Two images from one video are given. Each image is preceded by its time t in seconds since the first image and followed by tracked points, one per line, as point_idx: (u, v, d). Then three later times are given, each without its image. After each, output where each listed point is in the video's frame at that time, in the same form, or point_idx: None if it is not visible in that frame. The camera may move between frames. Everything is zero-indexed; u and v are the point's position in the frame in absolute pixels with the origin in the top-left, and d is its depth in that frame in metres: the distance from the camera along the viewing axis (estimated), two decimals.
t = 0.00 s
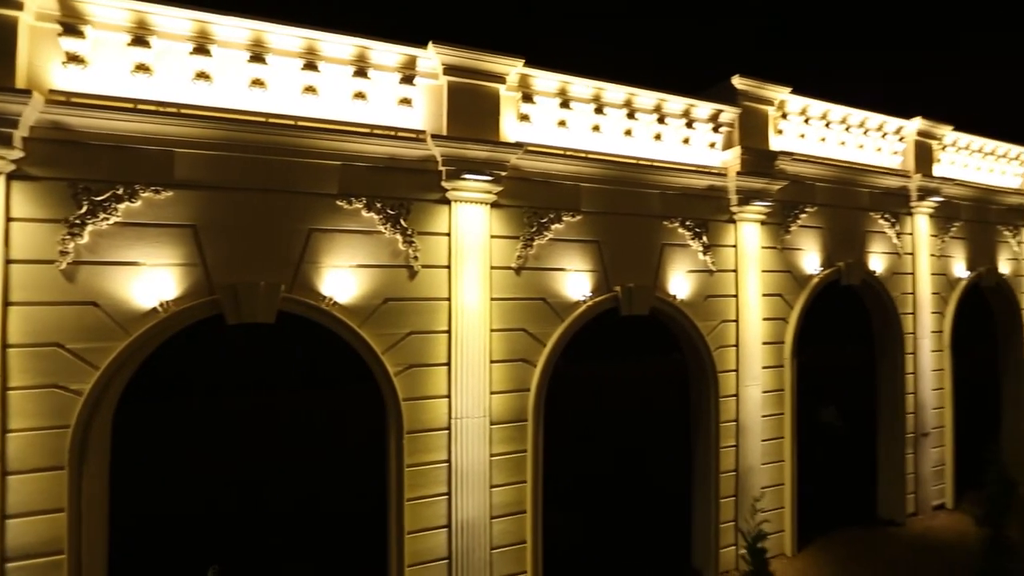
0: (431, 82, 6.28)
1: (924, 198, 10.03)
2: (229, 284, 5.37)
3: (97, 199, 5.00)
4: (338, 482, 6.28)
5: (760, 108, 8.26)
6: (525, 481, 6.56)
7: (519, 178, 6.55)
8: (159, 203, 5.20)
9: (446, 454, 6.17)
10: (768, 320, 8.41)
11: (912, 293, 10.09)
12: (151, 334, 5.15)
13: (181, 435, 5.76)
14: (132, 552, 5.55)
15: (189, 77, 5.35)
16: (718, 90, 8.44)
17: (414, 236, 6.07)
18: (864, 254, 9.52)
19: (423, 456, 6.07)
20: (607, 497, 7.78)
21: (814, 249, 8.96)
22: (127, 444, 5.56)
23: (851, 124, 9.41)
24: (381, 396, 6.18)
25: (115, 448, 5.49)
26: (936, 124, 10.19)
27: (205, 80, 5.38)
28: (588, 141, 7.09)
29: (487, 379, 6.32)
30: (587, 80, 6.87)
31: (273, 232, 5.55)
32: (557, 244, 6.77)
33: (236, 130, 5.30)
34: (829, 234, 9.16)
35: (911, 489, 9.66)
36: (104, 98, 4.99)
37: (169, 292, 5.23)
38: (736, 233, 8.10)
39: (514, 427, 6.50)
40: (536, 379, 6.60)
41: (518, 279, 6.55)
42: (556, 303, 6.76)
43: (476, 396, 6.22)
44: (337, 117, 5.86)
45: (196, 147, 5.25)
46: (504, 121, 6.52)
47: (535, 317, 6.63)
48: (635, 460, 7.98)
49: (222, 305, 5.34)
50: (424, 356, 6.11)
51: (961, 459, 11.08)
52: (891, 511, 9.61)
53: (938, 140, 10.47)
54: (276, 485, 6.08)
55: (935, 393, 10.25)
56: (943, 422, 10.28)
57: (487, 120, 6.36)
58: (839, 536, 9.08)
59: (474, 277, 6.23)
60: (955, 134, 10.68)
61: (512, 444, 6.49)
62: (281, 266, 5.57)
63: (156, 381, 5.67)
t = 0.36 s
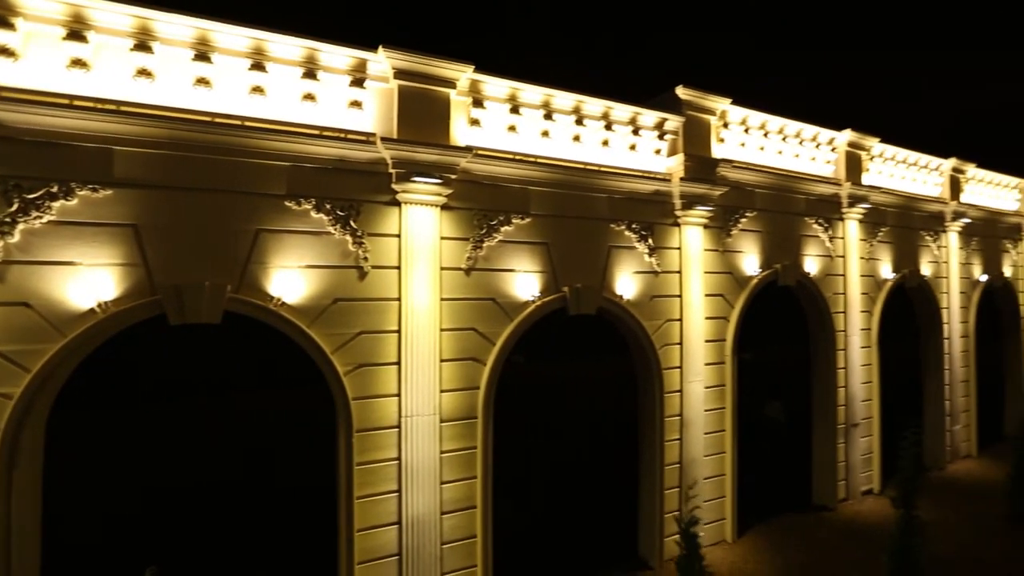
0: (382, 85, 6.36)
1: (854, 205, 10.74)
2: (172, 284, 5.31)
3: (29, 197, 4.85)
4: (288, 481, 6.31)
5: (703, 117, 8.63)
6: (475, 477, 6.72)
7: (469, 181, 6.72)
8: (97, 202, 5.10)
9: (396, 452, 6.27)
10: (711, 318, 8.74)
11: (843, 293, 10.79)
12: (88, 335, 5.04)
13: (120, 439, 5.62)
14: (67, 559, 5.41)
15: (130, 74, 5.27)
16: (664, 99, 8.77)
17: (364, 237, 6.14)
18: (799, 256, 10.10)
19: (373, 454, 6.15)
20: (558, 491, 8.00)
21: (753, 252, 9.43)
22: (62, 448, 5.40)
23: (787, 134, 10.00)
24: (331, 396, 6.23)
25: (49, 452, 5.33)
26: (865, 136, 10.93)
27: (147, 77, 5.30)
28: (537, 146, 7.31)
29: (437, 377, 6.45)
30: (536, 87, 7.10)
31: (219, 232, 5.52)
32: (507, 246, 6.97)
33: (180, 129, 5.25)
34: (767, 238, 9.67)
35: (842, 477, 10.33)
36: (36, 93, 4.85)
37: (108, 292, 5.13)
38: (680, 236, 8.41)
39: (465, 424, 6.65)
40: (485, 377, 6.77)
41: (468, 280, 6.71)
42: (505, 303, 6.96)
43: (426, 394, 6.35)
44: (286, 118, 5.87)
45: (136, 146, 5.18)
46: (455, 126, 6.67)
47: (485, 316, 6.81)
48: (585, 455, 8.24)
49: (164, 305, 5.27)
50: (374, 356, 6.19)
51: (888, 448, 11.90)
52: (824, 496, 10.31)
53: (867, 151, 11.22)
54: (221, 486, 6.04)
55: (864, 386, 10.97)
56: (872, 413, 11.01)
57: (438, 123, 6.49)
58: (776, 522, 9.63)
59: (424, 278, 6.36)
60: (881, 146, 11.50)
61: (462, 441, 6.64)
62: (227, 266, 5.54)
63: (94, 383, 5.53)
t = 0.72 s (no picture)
0: (333, 87, 6.40)
1: (794, 210, 11.35)
2: (112, 285, 5.21)
3: None
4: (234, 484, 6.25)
5: (651, 124, 8.94)
6: (427, 474, 6.83)
7: (421, 183, 6.82)
8: (31, 200, 4.96)
9: (347, 452, 6.31)
10: (659, 318, 9.05)
11: (785, 293, 11.39)
12: (21, 336, 4.90)
13: (56, 445, 5.47)
14: None
15: (67, 69, 5.14)
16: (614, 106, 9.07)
17: (314, 238, 6.17)
18: (743, 258, 10.60)
19: (323, 454, 6.18)
20: (511, 487, 8.18)
21: (699, 254, 9.75)
22: None
23: (732, 142, 10.46)
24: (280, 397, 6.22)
25: None
26: (803, 145, 11.58)
27: (85, 73, 5.19)
28: (489, 150, 7.48)
29: (388, 377, 6.53)
30: (487, 93, 7.27)
31: (162, 232, 5.44)
32: (459, 247, 7.11)
33: (121, 127, 5.17)
34: (713, 240, 10.04)
35: (783, 467, 10.91)
36: None
37: (42, 293, 4.99)
38: (629, 238, 8.73)
39: (416, 422, 6.76)
40: (437, 375, 6.90)
41: (419, 281, 6.83)
42: (457, 304, 7.10)
43: (377, 394, 6.43)
44: (233, 118, 5.84)
45: (73, 143, 5.07)
46: (407, 129, 6.78)
47: (436, 317, 6.94)
48: (538, 452, 8.43)
49: (103, 306, 5.17)
50: (324, 356, 6.22)
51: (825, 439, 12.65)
52: (767, 486, 10.87)
53: (805, 159, 11.88)
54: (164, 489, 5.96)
55: (804, 381, 11.62)
56: (811, 407, 11.66)
57: (390, 126, 6.58)
58: (721, 512, 10.09)
59: (375, 279, 6.44)
60: (818, 155, 12.22)
61: (414, 439, 6.75)
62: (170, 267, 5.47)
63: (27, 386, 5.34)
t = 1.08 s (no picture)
0: (285, 88, 6.40)
1: (742, 215, 11.82)
2: (51, 285, 5.08)
3: None
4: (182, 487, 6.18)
5: (605, 130, 9.19)
6: (381, 474, 6.90)
7: (375, 185, 6.88)
8: None
9: (299, 452, 6.33)
10: (612, 318, 9.33)
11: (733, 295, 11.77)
12: None
13: None
14: None
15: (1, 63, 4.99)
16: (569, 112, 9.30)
17: (265, 239, 6.16)
18: (695, 260, 10.85)
19: (275, 455, 6.17)
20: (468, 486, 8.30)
21: (651, 256, 10.00)
22: None
23: (684, 148, 10.78)
24: (230, 399, 6.22)
25: None
26: (752, 153, 12.09)
27: (21, 67, 5.04)
28: (445, 153, 7.61)
29: (342, 377, 6.57)
30: (443, 97, 7.38)
31: (105, 232, 5.35)
32: (414, 248, 7.22)
33: (60, 124, 5.06)
34: (666, 243, 10.32)
35: (732, 460, 11.39)
36: None
37: None
38: (583, 241, 8.98)
39: (370, 421, 6.82)
40: (392, 375, 6.99)
41: (374, 282, 6.90)
42: (411, 305, 7.21)
43: (330, 394, 6.46)
44: (180, 117, 5.78)
45: (8, 140, 4.92)
46: (361, 131, 6.80)
47: (391, 317, 7.02)
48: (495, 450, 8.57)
49: (41, 307, 5.05)
50: (276, 357, 6.21)
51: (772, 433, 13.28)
52: (717, 478, 11.34)
53: (754, 166, 12.43)
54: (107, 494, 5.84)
55: (753, 378, 12.14)
56: (759, 402, 12.21)
57: (343, 128, 6.62)
58: (674, 504, 10.48)
59: (328, 280, 6.48)
60: (766, 162, 12.82)
61: (368, 439, 6.80)
62: (113, 266, 5.38)
63: None
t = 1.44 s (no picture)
0: (239, 88, 6.38)
1: (698, 218, 12.13)
2: None
3: None
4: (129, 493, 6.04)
5: (563, 135, 9.41)
6: (338, 473, 6.95)
7: (331, 186, 6.92)
8: None
9: (253, 453, 6.30)
10: (570, 318, 9.58)
11: (690, 295, 12.17)
12: None
13: None
14: None
15: None
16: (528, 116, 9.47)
17: (218, 239, 6.13)
18: (651, 261, 11.15)
19: (227, 456, 6.14)
20: (427, 484, 8.38)
21: (611, 257, 10.33)
22: None
23: (641, 153, 11.06)
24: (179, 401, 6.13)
25: None
26: (706, 158, 12.50)
27: None
28: (402, 155, 7.69)
29: (297, 378, 6.59)
30: (400, 99, 7.47)
31: (46, 231, 5.23)
32: (371, 250, 7.30)
33: None
34: (623, 244, 10.58)
35: (688, 455, 11.82)
36: None
37: None
38: (541, 242, 9.19)
39: (326, 422, 6.87)
40: (348, 375, 7.06)
41: (330, 283, 6.95)
42: (368, 305, 7.27)
43: (285, 395, 6.47)
44: (128, 115, 5.70)
45: None
46: (317, 132, 6.85)
47: (347, 318, 7.07)
48: (454, 448, 8.68)
49: None
50: (229, 358, 6.18)
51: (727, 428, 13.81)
52: (673, 472, 11.75)
53: (709, 171, 12.86)
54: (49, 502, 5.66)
55: (708, 374, 12.60)
56: (714, 399, 12.68)
57: (299, 129, 6.64)
58: (631, 498, 10.82)
59: (283, 281, 6.48)
60: (720, 167, 13.29)
61: (324, 439, 6.85)
62: (56, 266, 5.26)
63: None
